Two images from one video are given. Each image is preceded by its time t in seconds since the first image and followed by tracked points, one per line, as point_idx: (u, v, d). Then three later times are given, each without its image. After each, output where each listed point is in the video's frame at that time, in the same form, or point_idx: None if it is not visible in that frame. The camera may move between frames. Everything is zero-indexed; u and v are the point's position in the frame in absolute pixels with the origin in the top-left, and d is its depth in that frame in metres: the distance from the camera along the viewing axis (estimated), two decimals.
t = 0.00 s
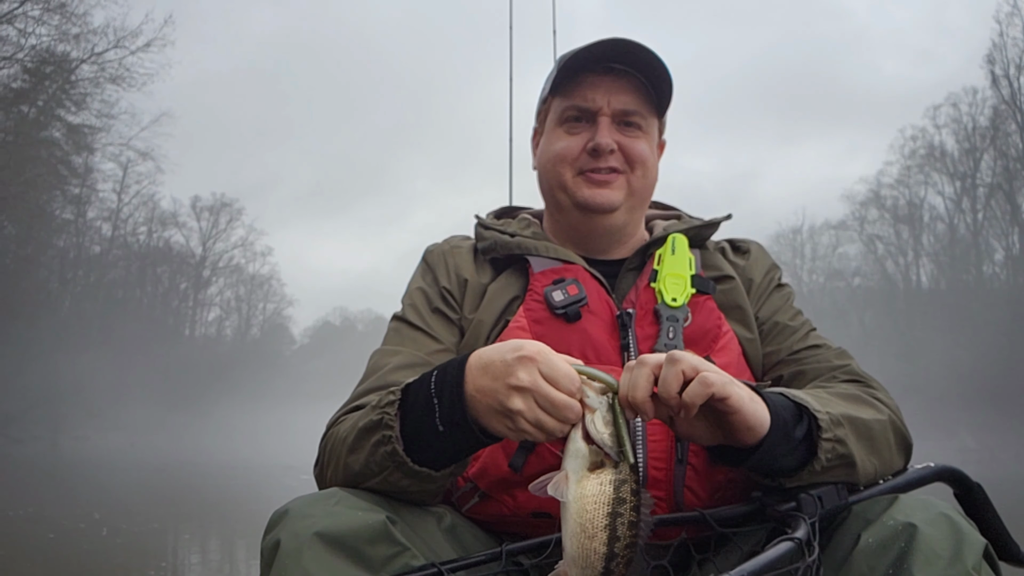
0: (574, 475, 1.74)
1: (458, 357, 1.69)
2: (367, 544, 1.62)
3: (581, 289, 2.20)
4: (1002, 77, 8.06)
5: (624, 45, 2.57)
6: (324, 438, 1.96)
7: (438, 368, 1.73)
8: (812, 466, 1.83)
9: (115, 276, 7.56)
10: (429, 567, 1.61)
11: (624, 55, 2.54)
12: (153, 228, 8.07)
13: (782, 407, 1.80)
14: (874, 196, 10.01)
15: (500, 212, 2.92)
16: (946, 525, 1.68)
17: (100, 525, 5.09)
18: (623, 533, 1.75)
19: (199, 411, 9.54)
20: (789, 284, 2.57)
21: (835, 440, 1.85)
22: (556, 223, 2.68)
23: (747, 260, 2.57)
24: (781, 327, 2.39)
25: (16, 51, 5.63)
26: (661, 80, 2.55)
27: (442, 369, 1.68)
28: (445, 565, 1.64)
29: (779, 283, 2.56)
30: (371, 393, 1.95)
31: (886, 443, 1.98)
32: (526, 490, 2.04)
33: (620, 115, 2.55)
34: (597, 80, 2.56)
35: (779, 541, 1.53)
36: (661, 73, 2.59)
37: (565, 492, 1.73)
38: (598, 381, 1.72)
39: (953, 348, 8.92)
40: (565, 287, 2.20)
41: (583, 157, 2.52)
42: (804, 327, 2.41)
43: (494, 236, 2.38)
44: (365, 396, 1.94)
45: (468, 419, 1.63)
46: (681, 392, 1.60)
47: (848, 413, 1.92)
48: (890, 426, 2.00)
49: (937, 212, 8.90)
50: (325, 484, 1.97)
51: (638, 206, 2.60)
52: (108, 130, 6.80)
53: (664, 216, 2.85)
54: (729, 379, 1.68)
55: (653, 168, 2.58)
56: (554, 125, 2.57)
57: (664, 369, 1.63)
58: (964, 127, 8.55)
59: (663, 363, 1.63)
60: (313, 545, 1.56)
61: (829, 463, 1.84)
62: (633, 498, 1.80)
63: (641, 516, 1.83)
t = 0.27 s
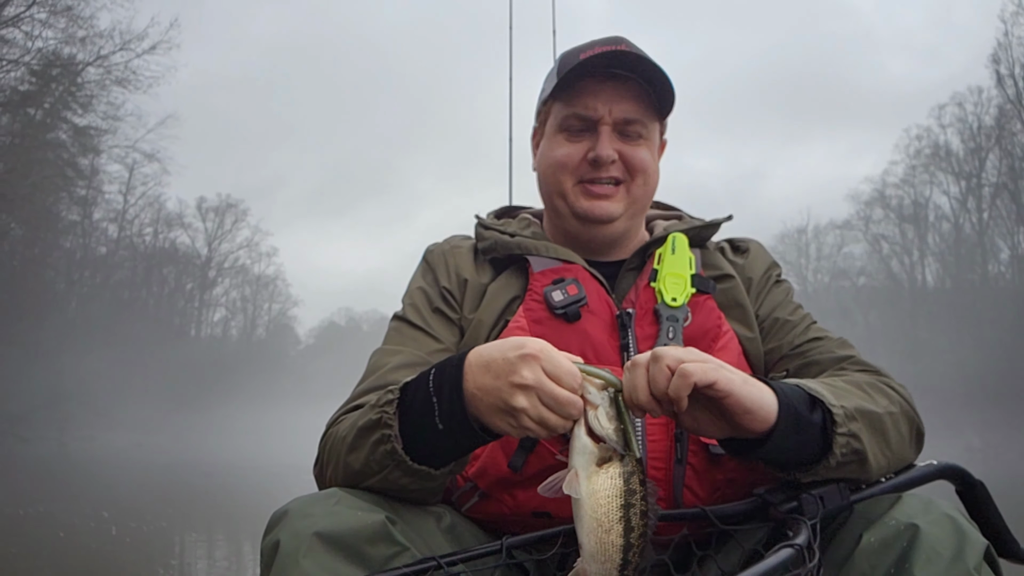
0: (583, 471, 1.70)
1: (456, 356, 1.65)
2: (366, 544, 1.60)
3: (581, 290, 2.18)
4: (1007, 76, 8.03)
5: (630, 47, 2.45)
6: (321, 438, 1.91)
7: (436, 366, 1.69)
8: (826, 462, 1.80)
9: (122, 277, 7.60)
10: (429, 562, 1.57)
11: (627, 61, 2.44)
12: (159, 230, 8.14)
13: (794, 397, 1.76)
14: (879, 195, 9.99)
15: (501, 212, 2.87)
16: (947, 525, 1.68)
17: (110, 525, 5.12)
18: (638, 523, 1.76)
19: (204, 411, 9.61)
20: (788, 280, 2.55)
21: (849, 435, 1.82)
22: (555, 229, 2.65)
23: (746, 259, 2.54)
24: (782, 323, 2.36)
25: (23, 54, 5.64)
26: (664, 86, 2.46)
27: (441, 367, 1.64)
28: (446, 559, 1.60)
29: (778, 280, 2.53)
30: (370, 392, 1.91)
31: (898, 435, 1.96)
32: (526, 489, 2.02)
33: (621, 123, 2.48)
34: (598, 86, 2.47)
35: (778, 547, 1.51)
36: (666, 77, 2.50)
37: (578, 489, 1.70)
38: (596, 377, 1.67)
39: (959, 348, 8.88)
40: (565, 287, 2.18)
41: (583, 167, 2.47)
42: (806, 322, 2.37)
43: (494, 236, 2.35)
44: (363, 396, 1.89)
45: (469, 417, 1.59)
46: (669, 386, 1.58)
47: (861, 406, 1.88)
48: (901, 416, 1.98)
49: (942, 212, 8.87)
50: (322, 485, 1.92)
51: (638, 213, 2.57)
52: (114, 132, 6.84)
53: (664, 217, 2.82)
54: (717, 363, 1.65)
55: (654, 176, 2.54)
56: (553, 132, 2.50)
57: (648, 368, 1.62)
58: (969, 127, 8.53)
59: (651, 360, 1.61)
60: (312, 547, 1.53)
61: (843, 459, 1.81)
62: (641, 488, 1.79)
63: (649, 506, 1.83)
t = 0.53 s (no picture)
0: (591, 464, 1.61)
1: (461, 356, 1.57)
2: (366, 546, 1.50)
3: (582, 290, 2.07)
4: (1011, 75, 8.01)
5: (622, 50, 2.18)
6: (321, 437, 1.82)
7: (441, 366, 1.60)
8: (841, 479, 1.68)
9: (128, 277, 7.63)
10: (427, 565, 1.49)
11: (622, 66, 2.16)
12: (165, 230, 8.23)
13: (786, 419, 1.63)
14: (885, 195, 9.96)
15: (501, 211, 2.73)
16: (944, 524, 1.56)
17: (118, 524, 5.15)
18: (644, 515, 1.68)
19: (208, 410, 9.67)
20: (790, 275, 2.46)
21: (859, 451, 1.70)
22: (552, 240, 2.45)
23: (747, 256, 2.44)
24: (787, 322, 2.27)
25: (29, 56, 5.65)
26: (664, 90, 2.20)
27: (444, 367, 1.55)
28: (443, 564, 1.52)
29: (781, 275, 2.44)
30: (370, 392, 1.82)
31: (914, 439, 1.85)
32: (526, 492, 1.89)
33: (618, 132, 2.22)
34: (591, 93, 2.21)
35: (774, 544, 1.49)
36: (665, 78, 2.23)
37: (584, 482, 1.60)
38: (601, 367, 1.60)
39: (967, 347, 8.82)
40: (566, 287, 2.06)
41: (578, 181, 2.25)
42: (812, 318, 2.27)
43: (494, 235, 2.23)
44: (364, 396, 1.79)
45: (472, 417, 1.50)
46: (671, 388, 1.49)
47: (863, 418, 1.77)
48: (912, 417, 1.87)
49: (947, 211, 8.83)
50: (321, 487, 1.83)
51: (638, 222, 2.36)
52: (119, 135, 6.88)
53: (668, 215, 2.64)
54: (722, 378, 1.55)
55: (655, 184, 2.31)
56: (544, 144, 2.27)
57: (658, 365, 1.53)
58: (972, 126, 8.52)
59: (660, 361, 1.52)
60: (312, 546, 1.43)
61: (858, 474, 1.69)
62: (648, 481, 1.71)
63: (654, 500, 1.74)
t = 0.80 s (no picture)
0: (607, 458, 1.61)
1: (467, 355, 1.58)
2: (366, 543, 1.46)
3: (582, 290, 2.05)
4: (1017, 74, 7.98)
5: (611, 53, 2.17)
6: (321, 439, 1.80)
7: (446, 363, 1.61)
8: (835, 475, 1.67)
9: (134, 278, 7.66)
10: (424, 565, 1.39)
11: (611, 68, 2.15)
12: (170, 231, 8.24)
13: (782, 416, 1.63)
14: (890, 194, 9.93)
15: (500, 212, 2.70)
16: (943, 525, 1.54)
17: (127, 524, 5.19)
18: (660, 503, 1.70)
19: (212, 411, 9.70)
20: (791, 277, 2.43)
21: (852, 446, 1.70)
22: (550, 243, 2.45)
23: (747, 257, 2.42)
24: (786, 323, 2.25)
25: (36, 59, 5.67)
26: (655, 91, 2.18)
27: (453, 363, 1.55)
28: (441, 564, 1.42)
29: (782, 277, 2.41)
30: (372, 393, 1.80)
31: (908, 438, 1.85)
32: (528, 491, 1.88)
33: (611, 135, 2.22)
34: (582, 98, 2.20)
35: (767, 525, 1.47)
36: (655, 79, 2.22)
37: (604, 476, 1.61)
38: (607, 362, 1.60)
39: (973, 347, 8.78)
40: (565, 287, 2.05)
41: (573, 187, 2.25)
42: (811, 321, 2.26)
43: (494, 236, 2.20)
44: (365, 397, 1.78)
45: (481, 412, 1.51)
46: (667, 381, 1.47)
47: (856, 415, 1.77)
48: (906, 416, 1.86)
49: (953, 211, 8.80)
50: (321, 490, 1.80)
51: (636, 223, 2.35)
52: (125, 136, 6.90)
53: (667, 214, 2.62)
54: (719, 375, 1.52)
55: (651, 185, 2.30)
56: (538, 149, 2.26)
57: (655, 359, 1.50)
58: (978, 125, 8.49)
59: (659, 355, 1.50)
60: (312, 544, 1.40)
61: (851, 470, 1.69)
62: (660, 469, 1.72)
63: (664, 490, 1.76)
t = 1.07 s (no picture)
0: (599, 462, 1.61)
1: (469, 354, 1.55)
2: (365, 544, 1.45)
3: (583, 291, 2.04)
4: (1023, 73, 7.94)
5: (618, 53, 2.16)
6: (321, 439, 1.79)
7: (446, 364, 1.58)
8: (832, 470, 1.66)
9: (139, 279, 7.69)
10: (425, 566, 1.39)
11: (617, 69, 2.14)
12: (176, 232, 8.27)
13: (779, 408, 1.62)
14: (895, 194, 9.90)
15: (501, 212, 2.68)
16: (941, 523, 1.53)
17: (134, 524, 5.22)
18: (651, 511, 1.68)
19: (216, 412, 9.75)
20: (793, 278, 2.42)
21: (850, 441, 1.68)
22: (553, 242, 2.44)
23: (749, 258, 2.40)
24: (788, 325, 2.24)
25: (43, 61, 5.69)
26: (660, 92, 2.18)
27: (452, 364, 1.53)
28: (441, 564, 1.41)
29: (783, 278, 2.39)
30: (371, 394, 1.79)
31: (907, 437, 1.83)
32: (527, 491, 1.87)
33: (615, 135, 2.21)
34: (587, 97, 2.19)
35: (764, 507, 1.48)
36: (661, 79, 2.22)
37: (594, 480, 1.60)
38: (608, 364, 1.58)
39: (978, 347, 8.75)
40: (565, 287, 2.03)
41: (577, 186, 2.24)
42: (811, 323, 2.25)
43: (494, 237, 2.19)
44: (365, 397, 1.77)
45: (480, 413, 1.48)
46: (664, 372, 1.48)
47: (854, 411, 1.75)
48: (904, 415, 1.85)
49: (958, 210, 8.77)
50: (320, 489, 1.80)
51: (638, 224, 2.34)
52: (131, 138, 6.93)
53: (667, 215, 2.61)
54: (717, 369, 1.53)
55: (654, 186, 2.30)
56: (542, 148, 2.25)
57: (653, 353, 1.51)
58: (984, 125, 8.46)
59: (657, 348, 1.51)
60: (311, 544, 1.39)
61: (849, 466, 1.67)
62: (655, 477, 1.71)
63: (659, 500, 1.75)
